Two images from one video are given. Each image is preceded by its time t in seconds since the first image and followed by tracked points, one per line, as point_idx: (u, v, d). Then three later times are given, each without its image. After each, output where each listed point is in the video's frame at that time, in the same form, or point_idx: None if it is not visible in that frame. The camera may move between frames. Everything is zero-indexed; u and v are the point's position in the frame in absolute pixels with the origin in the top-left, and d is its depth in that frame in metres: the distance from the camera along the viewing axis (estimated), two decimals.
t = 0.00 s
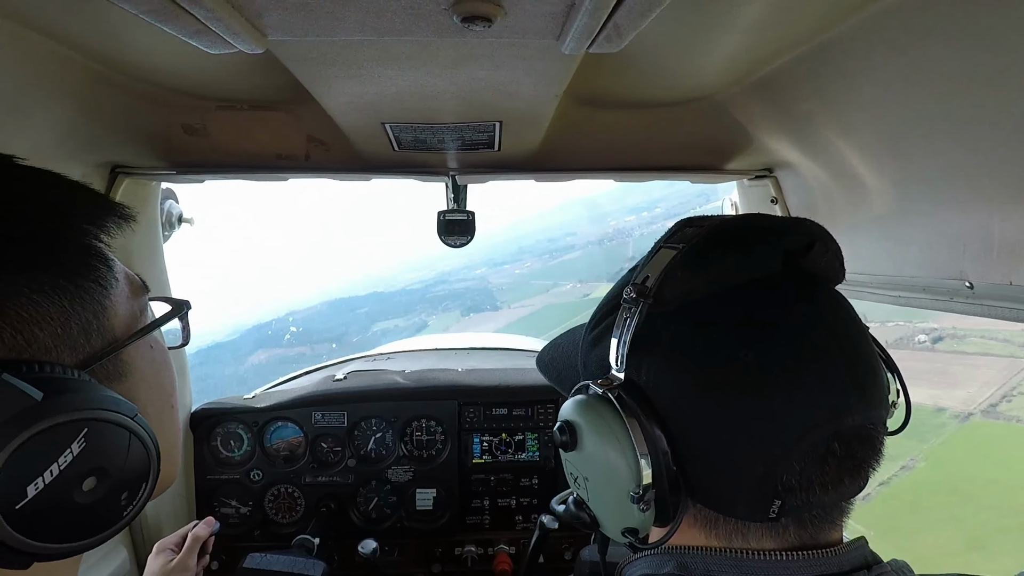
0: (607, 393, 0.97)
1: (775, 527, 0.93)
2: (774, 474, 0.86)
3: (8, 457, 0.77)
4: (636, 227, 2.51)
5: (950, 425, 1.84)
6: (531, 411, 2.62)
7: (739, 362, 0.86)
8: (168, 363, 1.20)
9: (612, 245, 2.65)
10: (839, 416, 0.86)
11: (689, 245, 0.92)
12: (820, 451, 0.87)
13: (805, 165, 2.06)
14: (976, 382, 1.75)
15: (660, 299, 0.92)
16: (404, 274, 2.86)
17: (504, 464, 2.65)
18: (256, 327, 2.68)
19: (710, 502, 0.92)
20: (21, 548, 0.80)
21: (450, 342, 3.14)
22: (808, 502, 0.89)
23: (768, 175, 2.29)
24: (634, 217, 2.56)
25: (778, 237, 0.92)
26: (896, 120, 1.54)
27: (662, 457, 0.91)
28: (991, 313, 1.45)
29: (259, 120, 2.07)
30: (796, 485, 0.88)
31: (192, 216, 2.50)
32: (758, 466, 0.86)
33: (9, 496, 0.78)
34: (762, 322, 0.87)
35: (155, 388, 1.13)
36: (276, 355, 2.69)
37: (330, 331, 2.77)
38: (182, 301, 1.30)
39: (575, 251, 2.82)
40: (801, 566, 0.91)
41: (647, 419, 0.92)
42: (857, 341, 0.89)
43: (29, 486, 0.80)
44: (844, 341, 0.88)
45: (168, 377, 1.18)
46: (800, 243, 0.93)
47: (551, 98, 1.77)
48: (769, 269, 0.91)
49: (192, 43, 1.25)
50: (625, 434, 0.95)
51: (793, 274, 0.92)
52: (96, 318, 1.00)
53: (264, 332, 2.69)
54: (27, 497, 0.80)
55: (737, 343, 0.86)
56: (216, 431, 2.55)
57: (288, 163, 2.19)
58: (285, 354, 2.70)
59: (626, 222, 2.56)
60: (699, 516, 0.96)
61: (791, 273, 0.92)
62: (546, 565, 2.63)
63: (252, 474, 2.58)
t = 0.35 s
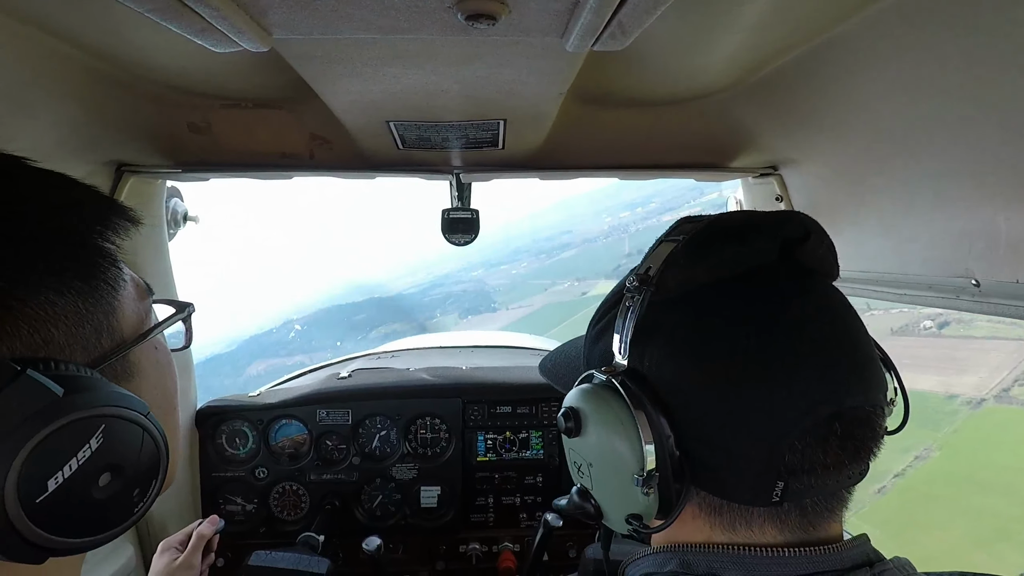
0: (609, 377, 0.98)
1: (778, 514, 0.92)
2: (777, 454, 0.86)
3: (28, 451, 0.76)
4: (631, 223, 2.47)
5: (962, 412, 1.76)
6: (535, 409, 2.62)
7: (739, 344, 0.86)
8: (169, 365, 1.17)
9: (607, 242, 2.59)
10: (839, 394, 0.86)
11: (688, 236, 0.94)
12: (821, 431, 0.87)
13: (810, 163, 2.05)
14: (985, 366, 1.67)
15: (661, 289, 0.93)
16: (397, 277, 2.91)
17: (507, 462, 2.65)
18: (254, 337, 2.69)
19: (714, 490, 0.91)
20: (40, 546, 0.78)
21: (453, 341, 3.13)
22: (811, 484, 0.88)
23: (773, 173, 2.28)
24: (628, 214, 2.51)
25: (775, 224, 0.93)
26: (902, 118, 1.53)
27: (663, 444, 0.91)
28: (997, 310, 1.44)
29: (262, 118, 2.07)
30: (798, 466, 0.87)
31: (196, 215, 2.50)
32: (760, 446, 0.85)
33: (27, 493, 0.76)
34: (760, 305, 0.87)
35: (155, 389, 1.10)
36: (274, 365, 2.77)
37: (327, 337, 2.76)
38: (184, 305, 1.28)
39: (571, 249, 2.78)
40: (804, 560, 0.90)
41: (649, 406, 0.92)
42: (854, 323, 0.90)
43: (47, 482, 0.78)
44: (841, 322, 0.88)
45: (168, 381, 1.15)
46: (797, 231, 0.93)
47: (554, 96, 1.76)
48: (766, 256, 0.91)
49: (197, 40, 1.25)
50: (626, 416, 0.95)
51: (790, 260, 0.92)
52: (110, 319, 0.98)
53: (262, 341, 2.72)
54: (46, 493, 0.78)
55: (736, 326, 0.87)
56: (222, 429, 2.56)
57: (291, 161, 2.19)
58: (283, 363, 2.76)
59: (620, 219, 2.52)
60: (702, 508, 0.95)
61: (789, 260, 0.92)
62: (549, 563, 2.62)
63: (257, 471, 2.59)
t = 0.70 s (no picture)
0: (603, 375, 0.99)
1: (775, 508, 0.91)
2: (768, 448, 0.86)
3: None
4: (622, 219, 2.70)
5: (972, 391, 1.85)
6: (541, 408, 2.62)
7: (730, 338, 0.86)
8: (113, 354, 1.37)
9: (597, 240, 2.92)
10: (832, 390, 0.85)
11: (682, 235, 0.94)
12: (814, 427, 0.86)
13: (818, 160, 2.04)
14: (992, 344, 1.70)
15: (656, 288, 0.93)
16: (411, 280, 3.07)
17: (514, 460, 2.65)
18: (250, 354, 2.77)
19: (710, 485, 0.91)
20: None
21: (462, 338, 3.14)
22: (805, 479, 0.88)
23: (780, 170, 2.26)
24: (618, 211, 2.72)
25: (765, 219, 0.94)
26: (911, 115, 1.52)
27: (658, 439, 0.92)
28: (1007, 308, 1.44)
29: (270, 116, 2.08)
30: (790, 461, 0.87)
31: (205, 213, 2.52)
32: (752, 441, 0.85)
33: None
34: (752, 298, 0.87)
35: (105, 371, 1.31)
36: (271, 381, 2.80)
37: (338, 332, 2.93)
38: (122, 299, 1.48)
39: (563, 249, 3.06)
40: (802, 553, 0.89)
41: (644, 402, 0.92)
42: (847, 317, 0.90)
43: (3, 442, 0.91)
44: (835, 316, 0.88)
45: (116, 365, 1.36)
46: (789, 231, 0.94)
47: (560, 94, 1.77)
48: (759, 252, 0.91)
49: (205, 40, 1.25)
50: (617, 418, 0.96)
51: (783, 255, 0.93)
52: (46, 307, 1.16)
53: (257, 359, 2.80)
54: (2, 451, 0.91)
55: (727, 320, 0.87)
56: (230, 426, 2.58)
57: (298, 160, 2.20)
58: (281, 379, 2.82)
59: (611, 216, 2.74)
60: (698, 501, 0.95)
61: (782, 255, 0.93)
62: (556, 560, 2.62)
63: (265, 468, 2.60)
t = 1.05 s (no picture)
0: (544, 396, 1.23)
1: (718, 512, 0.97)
2: (666, 480, 0.96)
3: None
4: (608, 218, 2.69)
5: (978, 370, 2.05)
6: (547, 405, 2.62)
7: (627, 379, 0.98)
8: (76, 348, 1.44)
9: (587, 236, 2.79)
10: (725, 431, 0.93)
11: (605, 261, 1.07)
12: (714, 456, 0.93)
13: (824, 157, 2.03)
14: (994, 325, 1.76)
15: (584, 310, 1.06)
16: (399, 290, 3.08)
17: (519, 457, 2.65)
18: (244, 371, 2.72)
19: (646, 489, 1.00)
20: None
21: (465, 336, 3.12)
22: (714, 508, 0.95)
23: (788, 166, 2.25)
24: (603, 208, 2.70)
25: (682, 252, 1.00)
26: (916, 113, 1.52)
27: (586, 449, 1.10)
28: (1015, 304, 1.44)
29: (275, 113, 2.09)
30: (692, 495, 0.95)
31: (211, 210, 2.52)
32: (652, 472, 0.97)
33: None
34: (649, 341, 0.96)
35: (67, 366, 1.38)
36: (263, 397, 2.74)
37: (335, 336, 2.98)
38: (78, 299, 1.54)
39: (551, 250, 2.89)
40: (757, 549, 0.95)
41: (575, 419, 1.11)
42: (755, 356, 0.94)
43: None
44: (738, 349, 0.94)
45: (76, 356, 1.43)
46: (709, 252, 1.01)
47: (566, 91, 1.76)
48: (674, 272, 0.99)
49: (211, 36, 1.25)
50: (553, 434, 1.21)
51: (700, 287, 0.97)
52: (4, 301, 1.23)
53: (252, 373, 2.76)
54: None
55: (627, 362, 0.98)
56: (237, 422, 2.59)
57: (304, 157, 2.19)
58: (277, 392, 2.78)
59: (596, 214, 2.73)
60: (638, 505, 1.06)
61: (699, 286, 0.98)
62: (562, 558, 2.61)
63: (272, 465, 2.61)
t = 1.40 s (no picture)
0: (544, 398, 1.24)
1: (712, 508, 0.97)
2: (658, 477, 0.97)
3: None
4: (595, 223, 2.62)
5: (970, 365, 2.02)
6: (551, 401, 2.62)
7: (617, 381, 0.98)
8: (116, 349, 1.38)
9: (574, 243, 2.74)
10: (711, 427, 0.93)
11: (591, 265, 1.07)
12: (703, 455, 0.93)
13: (829, 153, 2.03)
14: (986, 315, 1.75)
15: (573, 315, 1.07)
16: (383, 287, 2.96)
17: (523, 453, 2.64)
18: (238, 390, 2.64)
19: (640, 487, 1.00)
20: None
21: (470, 331, 3.11)
22: (707, 502, 0.94)
23: (794, 162, 2.21)
24: (590, 213, 2.63)
25: (667, 257, 0.97)
26: (923, 108, 1.52)
27: (585, 449, 1.12)
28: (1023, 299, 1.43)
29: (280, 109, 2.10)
30: (684, 491, 0.95)
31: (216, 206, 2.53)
32: (643, 469, 0.98)
33: None
34: (638, 343, 0.97)
35: (106, 370, 1.32)
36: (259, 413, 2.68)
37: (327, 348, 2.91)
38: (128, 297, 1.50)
39: (537, 257, 2.83)
40: (752, 539, 0.94)
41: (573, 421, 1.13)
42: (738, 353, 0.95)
43: None
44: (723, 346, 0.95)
45: (116, 357, 1.36)
46: (693, 258, 0.99)
47: (571, 86, 1.76)
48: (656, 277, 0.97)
49: (218, 32, 1.25)
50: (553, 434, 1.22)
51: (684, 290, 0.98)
52: (46, 303, 1.17)
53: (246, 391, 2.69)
54: None
55: (617, 364, 0.98)
56: (243, 417, 2.60)
57: (309, 153, 2.19)
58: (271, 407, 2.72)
59: (582, 220, 2.65)
60: (636, 502, 1.07)
61: (682, 289, 0.98)
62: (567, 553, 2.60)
63: (277, 460, 2.62)
